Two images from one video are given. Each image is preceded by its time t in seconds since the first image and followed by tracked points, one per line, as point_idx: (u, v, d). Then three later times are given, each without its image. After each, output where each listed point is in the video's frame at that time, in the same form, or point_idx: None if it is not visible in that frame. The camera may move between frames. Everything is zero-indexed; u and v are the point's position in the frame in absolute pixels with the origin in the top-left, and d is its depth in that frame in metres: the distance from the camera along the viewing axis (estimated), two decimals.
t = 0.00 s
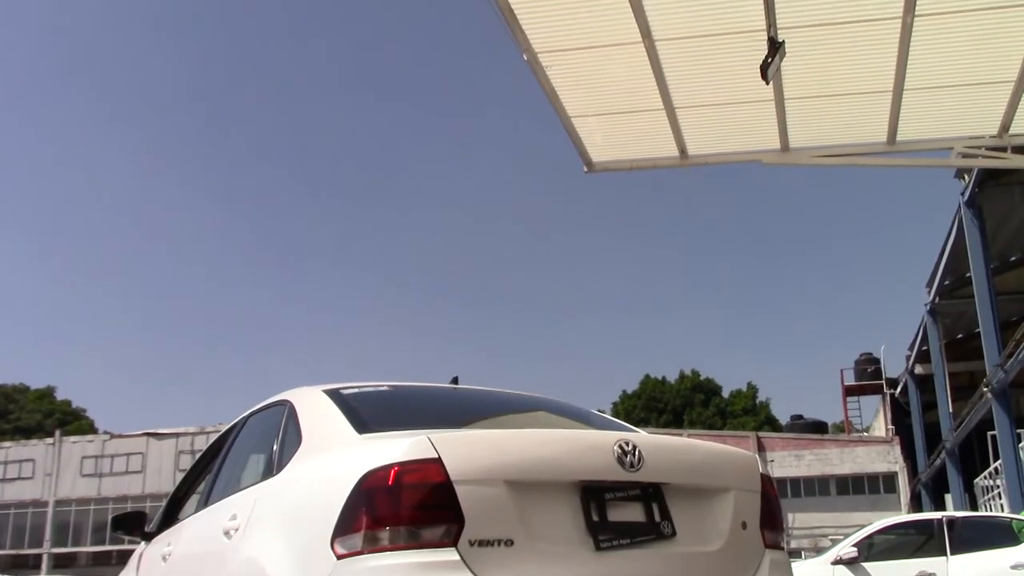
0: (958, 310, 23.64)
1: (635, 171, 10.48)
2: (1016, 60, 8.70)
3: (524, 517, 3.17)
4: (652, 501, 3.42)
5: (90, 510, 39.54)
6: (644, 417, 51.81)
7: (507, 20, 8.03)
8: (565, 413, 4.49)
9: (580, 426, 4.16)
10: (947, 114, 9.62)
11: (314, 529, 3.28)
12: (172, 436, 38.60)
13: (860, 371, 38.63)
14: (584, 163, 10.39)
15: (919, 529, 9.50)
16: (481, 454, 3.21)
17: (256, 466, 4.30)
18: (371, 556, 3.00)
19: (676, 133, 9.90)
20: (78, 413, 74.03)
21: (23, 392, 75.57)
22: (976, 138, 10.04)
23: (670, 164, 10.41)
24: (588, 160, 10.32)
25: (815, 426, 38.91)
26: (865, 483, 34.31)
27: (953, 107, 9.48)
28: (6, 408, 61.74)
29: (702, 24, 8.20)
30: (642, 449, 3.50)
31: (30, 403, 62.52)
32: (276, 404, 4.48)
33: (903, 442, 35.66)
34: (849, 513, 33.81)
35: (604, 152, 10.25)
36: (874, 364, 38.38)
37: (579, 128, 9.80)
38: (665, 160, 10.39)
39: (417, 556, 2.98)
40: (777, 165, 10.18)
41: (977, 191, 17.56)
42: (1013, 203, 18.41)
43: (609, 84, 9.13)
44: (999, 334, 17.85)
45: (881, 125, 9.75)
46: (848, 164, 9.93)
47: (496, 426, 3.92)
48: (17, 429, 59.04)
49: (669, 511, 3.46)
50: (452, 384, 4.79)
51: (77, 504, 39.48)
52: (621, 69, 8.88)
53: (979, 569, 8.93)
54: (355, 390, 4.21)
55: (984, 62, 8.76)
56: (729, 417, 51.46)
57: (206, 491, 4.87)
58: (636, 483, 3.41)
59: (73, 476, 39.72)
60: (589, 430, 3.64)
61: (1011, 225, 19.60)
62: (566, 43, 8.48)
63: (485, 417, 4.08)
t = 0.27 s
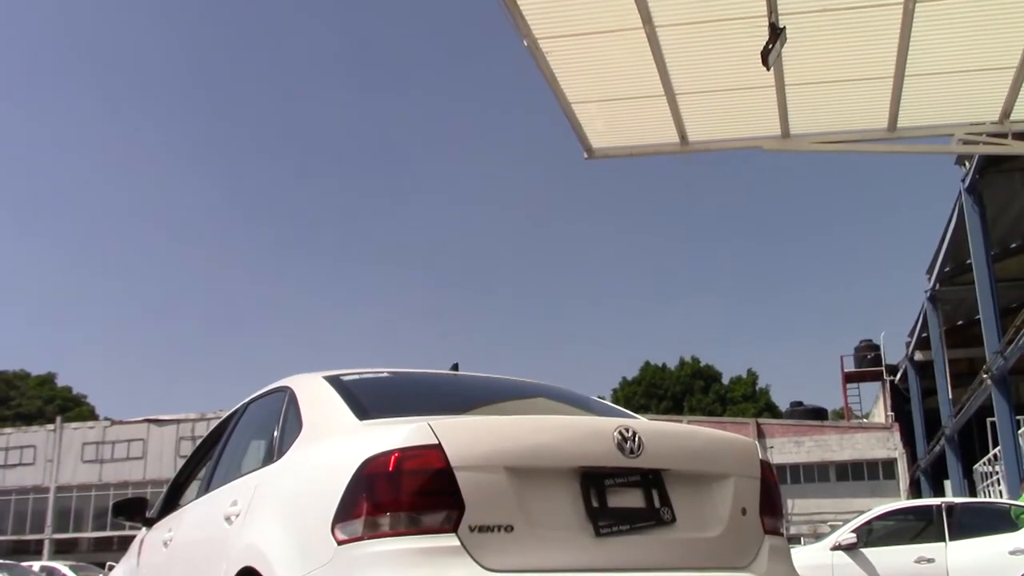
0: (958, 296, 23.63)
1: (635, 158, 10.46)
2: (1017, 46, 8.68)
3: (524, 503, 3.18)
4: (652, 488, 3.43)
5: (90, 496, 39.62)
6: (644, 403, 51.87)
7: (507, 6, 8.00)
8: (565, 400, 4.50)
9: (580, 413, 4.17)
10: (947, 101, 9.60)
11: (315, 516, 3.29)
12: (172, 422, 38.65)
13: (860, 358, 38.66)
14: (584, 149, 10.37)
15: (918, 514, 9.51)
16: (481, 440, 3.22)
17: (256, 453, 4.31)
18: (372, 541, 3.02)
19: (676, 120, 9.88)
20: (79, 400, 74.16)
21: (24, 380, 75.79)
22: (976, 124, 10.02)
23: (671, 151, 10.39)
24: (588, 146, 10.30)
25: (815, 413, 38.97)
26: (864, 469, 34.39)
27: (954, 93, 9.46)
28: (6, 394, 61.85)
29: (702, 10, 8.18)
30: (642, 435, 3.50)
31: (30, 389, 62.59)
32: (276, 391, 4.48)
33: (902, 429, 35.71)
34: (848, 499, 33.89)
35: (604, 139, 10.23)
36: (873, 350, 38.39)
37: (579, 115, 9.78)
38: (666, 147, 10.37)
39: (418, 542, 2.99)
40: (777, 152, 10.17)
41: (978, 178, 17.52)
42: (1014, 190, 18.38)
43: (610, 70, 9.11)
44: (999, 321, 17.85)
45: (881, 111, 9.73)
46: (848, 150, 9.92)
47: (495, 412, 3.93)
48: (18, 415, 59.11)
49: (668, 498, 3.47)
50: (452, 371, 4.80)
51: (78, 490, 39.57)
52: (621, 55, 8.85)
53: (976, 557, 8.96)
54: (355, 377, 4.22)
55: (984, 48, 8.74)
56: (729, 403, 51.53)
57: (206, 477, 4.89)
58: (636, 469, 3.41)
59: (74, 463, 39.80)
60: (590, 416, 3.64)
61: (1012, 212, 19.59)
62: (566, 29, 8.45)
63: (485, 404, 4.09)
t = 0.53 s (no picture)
0: (957, 285, 23.64)
1: (634, 146, 10.45)
2: (1016, 34, 8.66)
3: (523, 491, 3.19)
4: (650, 476, 3.44)
5: (89, 484, 39.68)
6: (643, 391, 51.93)
7: None
8: (564, 388, 4.50)
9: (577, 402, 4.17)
10: (947, 89, 9.58)
11: (314, 504, 3.29)
12: (171, 411, 38.68)
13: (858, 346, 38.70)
14: (583, 137, 10.35)
15: (915, 503, 9.57)
16: (480, 429, 3.22)
17: (256, 441, 4.31)
18: (371, 529, 3.02)
19: (675, 108, 9.86)
20: (78, 388, 74.21)
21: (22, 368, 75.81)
22: (975, 113, 10.01)
23: (670, 139, 10.37)
24: (587, 134, 10.28)
25: (813, 401, 39.05)
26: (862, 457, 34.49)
27: (953, 82, 9.44)
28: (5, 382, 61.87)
29: None
30: (640, 424, 3.50)
31: (29, 378, 62.58)
32: (276, 379, 4.47)
33: (900, 417, 35.79)
34: (846, 487, 34.00)
35: (603, 127, 10.21)
36: (872, 338, 38.41)
37: (578, 103, 9.75)
38: (665, 135, 10.35)
39: (416, 530, 3.00)
40: (776, 140, 10.15)
41: (977, 166, 17.50)
42: (1013, 178, 18.37)
43: (609, 58, 9.08)
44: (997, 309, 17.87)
45: (880, 100, 9.72)
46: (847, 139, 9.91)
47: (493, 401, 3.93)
48: (17, 404, 59.15)
49: (666, 486, 3.47)
50: (451, 359, 4.80)
51: (77, 478, 39.63)
52: (620, 43, 8.83)
53: (972, 545, 8.92)
54: (353, 365, 4.22)
55: (984, 37, 8.72)
56: (727, 392, 51.63)
57: (206, 465, 4.88)
58: (634, 458, 3.42)
59: (73, 451, 39.86)
60: (588, 405, 3.64)
61: (1011, 201, 19.58)
62: (566, 17, 8.42)
63: (483, 392, 4.09)
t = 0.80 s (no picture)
0: (956, 276, 23.65)
1: (634, 137, 10.44)
2: (1017, 25, 8.65)
3: (523, 481, 3.19)
4: (649, 466, 3.44)
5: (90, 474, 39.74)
6: (642, 381, 51.96)
7: None
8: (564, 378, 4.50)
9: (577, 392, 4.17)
10: (947, 79, 9.57)
11: (314, 494, 3.30)
12: (171, 401, 38.74)
13: (857, 337, 38.73)
14: (583, 127, 10.33)
15: (915, 492, 9.59)
16: (480, 419, 3.22)
17: (256, 431, 4.31)
18: (371, 519, 3.03)
19: (675, 98, 9.84)
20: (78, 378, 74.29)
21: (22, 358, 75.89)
22: (976, 103, 10.00)
23: (670, 129, 10.36)
24: (587, 124, 10.26)
25: (812, 391, 39.10)
26: (861, 447, 34.56)
27: (954, 72, 9.43)
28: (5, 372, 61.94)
29: None
30: (639, 414, 3.51)
31: (29, 368, 62.60)
32: (276, 369, 4.48)
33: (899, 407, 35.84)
34: (845, 477, 34.07)
35: (603, 117, 10.19)
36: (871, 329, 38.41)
37: (578, 93, 9.73)
38: (665, 125, 10.34)
39: (417, 520, 3.00)
40: (776, 131, 10.14)
41: (977, 157, 17.48)
42: (1013, 169, 18.35)
43: (609, 47, 9.06)
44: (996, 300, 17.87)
45: (881, 90, 9.70)
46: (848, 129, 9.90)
47: (493, 391, 3.93)
48: (17, 394, 59.19)
49: (666, 476, 3.48)
50: (451, 349, 4.80)
51: (77, 468, 39.69)
52: (621, 33, 8.81)
53: (972, 535, 8.94)
54: (353, 355, 4.22)
55: (985, 27, 8.71)
56: (726, 382, 51.70)
57: (206, 456, 4.89)
58: (634, 448, 3.42)
59: (73, 442, 39.92)
60: (587, 395, 3.65)
61: (1011, 191, 19.57)
62: (566, 7, 8.40)
63: (483, 382, 4.09)
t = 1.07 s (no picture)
0: (956, 266, 23.65)
1: (634, 126, 10.42)
2: (1018, 14, 8.63)
3: (523, 470, 3.20)
4: (649, 456, 3.45)
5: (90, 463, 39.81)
6: (642, 371, 52.00)
7: None
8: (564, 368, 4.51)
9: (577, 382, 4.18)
10: (948, 69, 9.55)
11: (314, 484, 3.31)
12: (171, 391, 38.79)
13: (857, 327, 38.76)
14: (583, 117, 10.32)
15: (914, 482, 9.59)
16: (479, 408, 3.23)
17: (256, 420, 4.32)
18: (371, 509, 3.04)
19: (676, 88, 9.82)
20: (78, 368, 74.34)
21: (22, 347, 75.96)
22: (976, 93, 9.98)
23: (670, 119, 10.34)
24: (587, 114, 10.25)
25: (811, 381, 39.16)
26: (861, 437, 34.61)
27: (954, 62, 9.41)
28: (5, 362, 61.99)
29: None
30: (639, 403, 3.51)
31: (29, 357, 62.66)
32: (276, 359, 4.48)
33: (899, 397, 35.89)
34: (844, 467, 34.14)
35: (603, 107, 10.18)
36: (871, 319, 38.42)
37: (578, 83, 9.72)
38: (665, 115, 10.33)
39: (417, 509, 3.01)
40: (776, 120, 10.13)
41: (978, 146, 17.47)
42: (1013, 159, 18.33)
43: (609, 37, 9.04)
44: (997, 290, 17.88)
45: (881, 80, 9.69)
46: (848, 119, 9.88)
47: (493, 381, 3.94)
48: (18, 384, 59.24)
49: (666, 466, 3.49)
50: (451, 338, 4.80)
51: (78, 458, 39.76)
52: (621, 23, 8.79)
53: (971, 526, 8.95)
54: (353, 345, 4.22)
55: (985, 17, 8.69)
56: (726, 372, 51.76)
57: (206, 445, 4.90)
58: (634, 438, 3.43)
59: (73, 432, 39.98)
60: (587, 385, 3.65)
61: (1011, 181, 19.55)
62: None
63: (483, 372, 4.10)
